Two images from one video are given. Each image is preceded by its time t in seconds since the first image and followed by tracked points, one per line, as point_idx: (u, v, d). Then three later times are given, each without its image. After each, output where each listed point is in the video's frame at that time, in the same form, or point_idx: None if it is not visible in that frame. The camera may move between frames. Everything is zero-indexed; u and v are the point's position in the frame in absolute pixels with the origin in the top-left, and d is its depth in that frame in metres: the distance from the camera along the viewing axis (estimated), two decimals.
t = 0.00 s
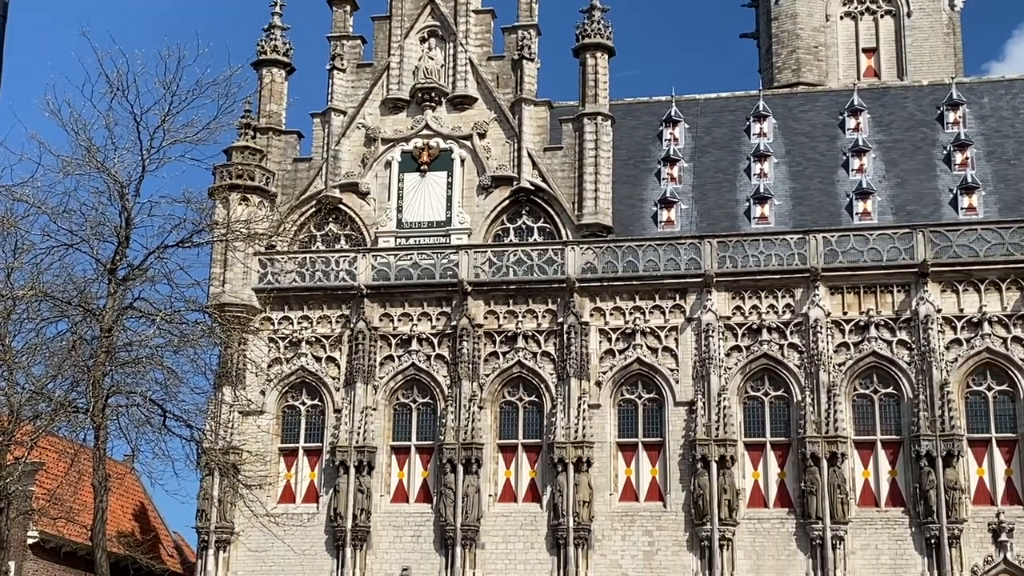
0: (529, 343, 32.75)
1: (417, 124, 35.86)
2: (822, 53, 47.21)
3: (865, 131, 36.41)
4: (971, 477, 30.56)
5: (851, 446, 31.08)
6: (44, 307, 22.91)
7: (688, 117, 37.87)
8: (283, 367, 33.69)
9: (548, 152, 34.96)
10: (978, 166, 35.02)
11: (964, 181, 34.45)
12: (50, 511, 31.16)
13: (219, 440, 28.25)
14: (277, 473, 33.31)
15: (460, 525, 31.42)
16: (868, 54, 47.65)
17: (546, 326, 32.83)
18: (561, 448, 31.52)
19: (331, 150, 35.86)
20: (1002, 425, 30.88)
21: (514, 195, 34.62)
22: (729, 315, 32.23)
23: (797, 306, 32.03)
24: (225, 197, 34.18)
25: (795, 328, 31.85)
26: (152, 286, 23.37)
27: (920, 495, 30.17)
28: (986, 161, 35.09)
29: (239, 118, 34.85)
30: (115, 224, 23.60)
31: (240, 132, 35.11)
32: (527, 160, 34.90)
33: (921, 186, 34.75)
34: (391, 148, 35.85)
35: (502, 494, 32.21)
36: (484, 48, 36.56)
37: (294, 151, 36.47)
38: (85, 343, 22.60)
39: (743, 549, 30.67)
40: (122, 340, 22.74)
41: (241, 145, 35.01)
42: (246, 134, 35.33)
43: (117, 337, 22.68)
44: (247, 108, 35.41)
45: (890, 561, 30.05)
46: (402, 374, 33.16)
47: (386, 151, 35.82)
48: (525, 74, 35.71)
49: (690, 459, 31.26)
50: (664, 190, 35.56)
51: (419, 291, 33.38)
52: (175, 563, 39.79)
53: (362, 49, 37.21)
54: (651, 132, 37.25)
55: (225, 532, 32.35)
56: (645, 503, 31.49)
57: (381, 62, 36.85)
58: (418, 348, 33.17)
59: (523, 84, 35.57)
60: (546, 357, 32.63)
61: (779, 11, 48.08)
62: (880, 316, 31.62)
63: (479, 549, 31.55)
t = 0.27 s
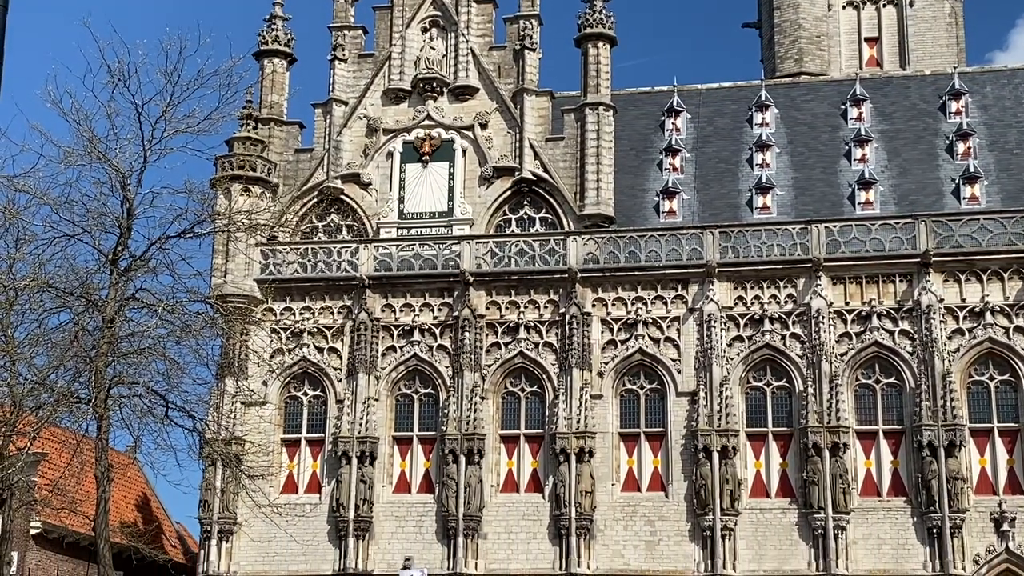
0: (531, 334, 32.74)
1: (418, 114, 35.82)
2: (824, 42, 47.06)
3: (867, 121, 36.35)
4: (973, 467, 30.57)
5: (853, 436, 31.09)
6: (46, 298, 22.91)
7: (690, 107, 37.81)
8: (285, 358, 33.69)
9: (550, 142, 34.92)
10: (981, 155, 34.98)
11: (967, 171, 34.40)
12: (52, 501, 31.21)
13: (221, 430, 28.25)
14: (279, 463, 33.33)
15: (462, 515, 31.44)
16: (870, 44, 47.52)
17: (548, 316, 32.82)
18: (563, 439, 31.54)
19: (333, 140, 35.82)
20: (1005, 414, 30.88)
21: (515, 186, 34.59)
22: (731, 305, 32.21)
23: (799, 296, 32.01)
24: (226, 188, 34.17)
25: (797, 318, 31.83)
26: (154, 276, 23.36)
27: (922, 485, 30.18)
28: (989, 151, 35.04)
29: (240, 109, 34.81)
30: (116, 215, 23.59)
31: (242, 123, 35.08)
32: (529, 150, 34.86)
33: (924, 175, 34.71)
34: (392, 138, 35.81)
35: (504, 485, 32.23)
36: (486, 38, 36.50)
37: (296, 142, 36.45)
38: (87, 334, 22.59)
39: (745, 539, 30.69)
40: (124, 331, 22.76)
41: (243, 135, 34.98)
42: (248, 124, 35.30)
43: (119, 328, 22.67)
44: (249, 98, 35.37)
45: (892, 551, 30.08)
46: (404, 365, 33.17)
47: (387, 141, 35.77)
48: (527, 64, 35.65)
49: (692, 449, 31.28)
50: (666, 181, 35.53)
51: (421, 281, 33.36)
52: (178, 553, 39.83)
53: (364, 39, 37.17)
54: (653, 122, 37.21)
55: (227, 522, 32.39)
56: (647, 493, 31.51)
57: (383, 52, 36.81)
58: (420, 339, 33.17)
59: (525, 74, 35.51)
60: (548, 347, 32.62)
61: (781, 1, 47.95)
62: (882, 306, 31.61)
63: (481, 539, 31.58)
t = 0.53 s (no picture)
0: (533, 325, 32.76)
1: (420, 105, 35.78)
2: (826, 33, 46.96)
3: (869, 111, 36.30)
4: (974, 457, 30.60)
5: (854, 426, 31.11)
6: (49, 289, 22.92)
7: (692, 98, 37.78)
8: (287, 349, 33.71)
9: (551, 133, 34.90)
10: (983, 146, 34.94)
11: (969, 161, 34.37)
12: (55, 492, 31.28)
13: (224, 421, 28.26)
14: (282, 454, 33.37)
15: (464, 506, 31.48)
16: (872, 34, 47.45)
17: (550, 307, 32.83)
18: (565, 430, 31.57)
19: (335, 131, 35.80)
20: (1006, 405, 30.88)
21: (517, 177, 34.59)
22: (733, 296, 32.21)
23: (801, 286, 32.00)
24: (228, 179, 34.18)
25: (799, 309, 31.83)
26: (156, 267, 23.36)
27: (924, 475, 30.19)
28: (991, 141, 35.01)
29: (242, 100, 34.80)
30: (118, 206, 23.59)
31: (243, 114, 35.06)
32: (530, 141, 34.83)
33: (926, 165, 34.69)
34: (394, 129, 35.78)
35: (506, 475, 32.26)
36: (487, 29, 36.48)
37: (298, 133, 36.45)
38: (89, 325, 22.60)
39: (747, 530, 30.72)
40: (126, 322, 22.75)
41: (244, 127, 34.96)
42: (249, 115, 35.30)
43: (121, 319, 22.66)
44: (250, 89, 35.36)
45: (894, 541, 30.09)
46: (405, 356, 33.19)
47: (389, 132, 35.75)
48: (528, 55, 35.62)
49: (694, 440, 31.30)
50: (667, 171, 35.51)
51: (423, 272, 33.37)
52: (181, 544, 39.91)
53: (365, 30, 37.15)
54: (654, 113, 37.18)
55: (230, 513, 32.46)
56: (649, 484, 31.54)
57: (384, 43, 36.80)
58: (422, 330, 33.19)
59: (527, 65, 35.49)
60: (550, 338, 32.63)
61: None
62: (884, 296, 31.61)
63: (483, 530, 31.63)
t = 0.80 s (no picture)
0: (535, 316, 32.76)
1: (421, 97, 35.74)
2: (828, 24, 46.86)
3: (871, 103, 36.25)
4: (976, 448, 30.61)
5: (856, 418, 31.12)
6: (51, 281, 22.92)
7: (694, 89, 37.74)
8: (289, 341, 33.73)
9: (553, 125, 34.88)
10: (985, 137, 34.90)
11: (971, 152, 34.32)
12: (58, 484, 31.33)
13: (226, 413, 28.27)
14: (284, 446, 33.41)
15: (467, 498, 31.50)
16: (875, 25, 47.37)
17: (552, 299, 32.82)
18: (567, 421, 31.60)
19: (336, 123, 35.78)
20: (1008, 396, 30.88)
21: (519, 169, 34.57)
22: (735, 287, 32.20)
23: (803, 278, 31.99)
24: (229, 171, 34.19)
25: (801, 301, 31.82)
26: (158, 260, 23.35)
27: (926, 466, 30.20)
28: (993, 132, 34.96)
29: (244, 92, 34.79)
30: (120, 198, 23.59)
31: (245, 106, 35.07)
32: (532, 133, 34.81)
33: (928, 157, 34.65)
34: (396, 121, 35.75)
35: (508, 467, 32.28)
36: (489, 20, 36.47)
37: (299, 125, 36.45)
38: (91, 317, 22.58)
39: (749, 521, 30.75)
40: (128, 314, 22.71)
41: (246, 119, 34.96)
42: (251, 107, 35.30)
43: (123, 311, 22.63)
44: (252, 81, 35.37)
45: (896, 532, 30.11)
46: (408, 347, 33.20)
47: (390, 124, 35.72)
48: (530, 46, 35.58)
49: (696, 431, 31.32)
50: (669, 163, 35.48)
51: (425, 264, 33.36)
52: (182, 537, 39.98)
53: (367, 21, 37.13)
54: (656, 104, 37.15)
55: (232, 505, 32.50)
56: (651, 475, 31.56)
57: (386, 35, 36.78)
58: (424, 322, 33.19)
59: (528, 56, 35.45)
60: (552, 330, 32.63)
61: None
62: (886, 288, 31.59)
63: (485, 522, 31.66)
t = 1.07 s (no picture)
0: (537, 309, 32.76)
1: (423, 89, 35.71)
2: (831, 16, 46.76)
3: (873, 95, 36.21)
4: (978, 440, 30.62)
5: (859, 410, 31.13)
6: (53, 274, 22.92)
7: (696, 81, 37.71)
8: (292, 334, 33.75)
9: (555, 117, 34.86)
10: (987, 129, 34.86)
11: (973, 144, 34.28)
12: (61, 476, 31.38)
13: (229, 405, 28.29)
14: (287, 438, 33.44)
15: (469, 490, 31.53)
16: (877, 17, 47.29)
17: (554, 291, 32.81)
18: (569, 414, 31.63)
19: (338, 116, 35.76)
20: (1010, 388, 30.88)
21: (521, 161, 34.56)
22: (737, 279, 32.19)
23: (805, 270, 31.98)
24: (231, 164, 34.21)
25: (803, 293, 31.81)
26: (160, 252, 23.33)
27: (928, 458, 30.21)
28: (995, 124, 34.92)
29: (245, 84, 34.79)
30: (122, 191, 23.58)
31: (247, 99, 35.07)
32: (534, 126, 34.78)
33: (930, 149, 34.62)
34: (397, 114, 35.73)
35: (511, 459, 32.31)
36: (490, 13, 36.52)
37: (301, 118, 36.45)
38: (94, 309, 22.57)
39: (751, 513, 30.77)
40: (131, 307, 22.68)
41: (248, 111, 34.95)
42: (253, 100, 35.30)
43: (125, 304, 22.59)
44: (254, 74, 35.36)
45: (898, 524, 30.12)
46: (410, 340, 33.21)
47: (392, 117, 35.70)
48: (532, 38, 35.55)
49: (698, 424, 31.33)
50: (671, 155, 35.46)
51: (427, 257, 33.36)
52: (185, 528, 40.06)
53: (368, 13, 37.11)
54: (658, 97, 37.13)
55: (235, 497, 32.54)
56: (653, 468, 31.58)
57: (387, 27, 36.76)
58: (426, 315, 33.20)
59: (530, 48, 35.42)
60: (554, 322, 32.62)
61: None
62: (888, 280, 31.58)
63: (488, 514, 31.70)
